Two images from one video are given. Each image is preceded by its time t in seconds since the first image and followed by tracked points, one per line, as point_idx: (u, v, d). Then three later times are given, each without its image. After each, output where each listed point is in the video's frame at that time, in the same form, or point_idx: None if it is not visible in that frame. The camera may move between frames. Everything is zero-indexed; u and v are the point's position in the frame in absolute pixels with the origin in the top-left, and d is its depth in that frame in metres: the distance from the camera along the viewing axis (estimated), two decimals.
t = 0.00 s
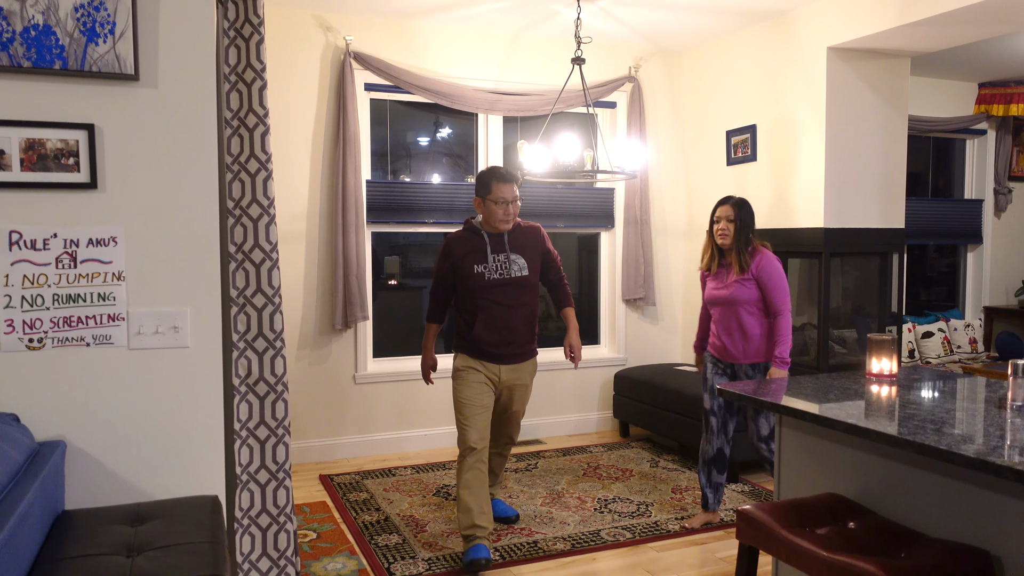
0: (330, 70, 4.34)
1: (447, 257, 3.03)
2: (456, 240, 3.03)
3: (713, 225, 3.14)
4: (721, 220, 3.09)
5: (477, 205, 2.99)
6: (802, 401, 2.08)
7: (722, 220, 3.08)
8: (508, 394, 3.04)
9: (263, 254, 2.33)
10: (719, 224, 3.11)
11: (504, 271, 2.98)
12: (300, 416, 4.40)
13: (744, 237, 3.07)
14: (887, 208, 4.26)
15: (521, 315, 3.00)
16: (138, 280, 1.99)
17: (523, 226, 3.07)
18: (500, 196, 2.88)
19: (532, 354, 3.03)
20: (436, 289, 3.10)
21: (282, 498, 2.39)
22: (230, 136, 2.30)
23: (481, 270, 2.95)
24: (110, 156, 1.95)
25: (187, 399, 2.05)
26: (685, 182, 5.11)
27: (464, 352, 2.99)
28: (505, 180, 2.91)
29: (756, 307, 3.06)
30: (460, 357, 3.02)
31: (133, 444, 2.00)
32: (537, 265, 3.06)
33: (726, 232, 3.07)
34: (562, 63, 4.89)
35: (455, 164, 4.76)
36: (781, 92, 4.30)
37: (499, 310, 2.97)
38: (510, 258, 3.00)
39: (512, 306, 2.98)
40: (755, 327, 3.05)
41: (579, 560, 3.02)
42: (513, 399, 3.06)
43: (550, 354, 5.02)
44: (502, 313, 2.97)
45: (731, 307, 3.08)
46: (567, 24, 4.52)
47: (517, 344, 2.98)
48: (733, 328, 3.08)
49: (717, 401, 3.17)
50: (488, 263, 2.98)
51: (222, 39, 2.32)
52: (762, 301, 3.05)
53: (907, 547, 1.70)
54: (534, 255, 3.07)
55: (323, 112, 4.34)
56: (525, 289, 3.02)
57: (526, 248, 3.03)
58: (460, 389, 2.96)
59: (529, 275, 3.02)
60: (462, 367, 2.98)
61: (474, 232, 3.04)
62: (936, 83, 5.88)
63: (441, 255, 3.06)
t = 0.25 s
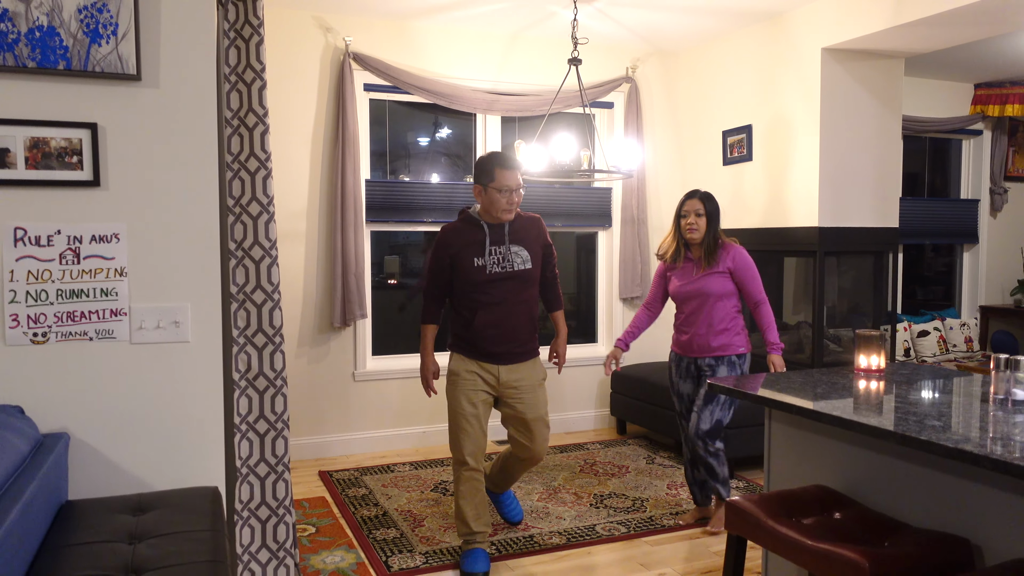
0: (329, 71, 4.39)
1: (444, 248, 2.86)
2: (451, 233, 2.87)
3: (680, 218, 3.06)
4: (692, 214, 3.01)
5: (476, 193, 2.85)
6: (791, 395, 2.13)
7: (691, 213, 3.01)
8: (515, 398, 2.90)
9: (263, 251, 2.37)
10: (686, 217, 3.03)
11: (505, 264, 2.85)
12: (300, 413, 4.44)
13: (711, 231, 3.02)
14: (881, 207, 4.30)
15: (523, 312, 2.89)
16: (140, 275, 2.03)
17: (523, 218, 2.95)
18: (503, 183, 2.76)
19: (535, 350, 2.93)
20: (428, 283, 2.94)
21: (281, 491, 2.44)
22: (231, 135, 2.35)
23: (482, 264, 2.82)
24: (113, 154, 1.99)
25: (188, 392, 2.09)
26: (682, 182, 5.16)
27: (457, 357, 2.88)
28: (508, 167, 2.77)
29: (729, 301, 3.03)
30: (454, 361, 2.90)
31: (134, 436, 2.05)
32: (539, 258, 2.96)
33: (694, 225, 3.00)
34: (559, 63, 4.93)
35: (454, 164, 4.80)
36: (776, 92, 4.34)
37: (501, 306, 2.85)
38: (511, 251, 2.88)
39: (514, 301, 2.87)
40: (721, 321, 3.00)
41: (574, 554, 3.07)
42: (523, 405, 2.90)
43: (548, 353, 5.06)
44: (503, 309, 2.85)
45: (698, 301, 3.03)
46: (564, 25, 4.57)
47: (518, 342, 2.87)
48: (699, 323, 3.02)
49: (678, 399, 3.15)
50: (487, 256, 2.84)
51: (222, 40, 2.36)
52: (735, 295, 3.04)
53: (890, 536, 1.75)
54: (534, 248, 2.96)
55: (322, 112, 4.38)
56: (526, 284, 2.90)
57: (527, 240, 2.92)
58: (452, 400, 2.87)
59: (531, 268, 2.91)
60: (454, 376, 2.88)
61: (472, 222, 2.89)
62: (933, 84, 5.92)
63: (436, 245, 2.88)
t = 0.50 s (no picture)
0: (329, 73, 4.45)
1: (461, 242, 2.63)
2: (469, 227, 2.65)
3: (650, 222, 2.97)
4: (664, 217, 2.92)
5: (502, 186, 2.64)
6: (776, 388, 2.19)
7: (662, 217, 2.92)
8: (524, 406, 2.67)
9: (264, 249, 2.44)
10: (657, 221, 2.94)
11: (527, 267, 2.68)
12: (301, 410, 4.51)
13: (682, 237, 2.94)
14: (874, 207, 4.35)
15: (538, 317, 2.71)
16: (143, 271, 2.10)
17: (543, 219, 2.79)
18: (535, 180, 2.59)
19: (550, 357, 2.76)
20: (435, 277, 2.68)
21: (282, 482, 2.50)
22: (233, 136, 2.41)
23: (504, 264, 2.63)
24: (118, 154, 2.06)
25: (190, 385, 2.15)
26: (679, 182, 5.21)
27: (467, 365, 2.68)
28: (542, 165, 2.60)
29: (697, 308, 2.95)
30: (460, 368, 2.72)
31: (139, 428, 2.11)
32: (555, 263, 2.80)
33: (665, 230, 2.91)
34: (557, 65, 4.99)
35: (453, 164, 4.87)
36: (771, 93, 4.40)
37: (520, 310, 2.66)
38: (531, 252, 2.71)
39: (532, 306, 2.69)
40: (686, 328, 2.91)
41: (568, 546, 3.13)
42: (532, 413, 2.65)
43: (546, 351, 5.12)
44: (522, 312, 2.66)
45: (665, 307, 2.94)
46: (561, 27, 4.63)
47: (535, 349, 2.68)
48: (664, 329, 2.94)
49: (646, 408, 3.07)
50: (509, 256, 2.66)
51: (224, 43, 2.43)
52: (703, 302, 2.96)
53: (869, 522, 1.81)
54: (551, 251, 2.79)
55: (323, 114, 4.45)
56: (542, 288, 2.74)
57: (546, 242, 2.76)
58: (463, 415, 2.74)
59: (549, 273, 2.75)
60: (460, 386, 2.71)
61: (492, 218, 2.69)
62: (928, 85, 5.98)
63: (450, 238, 2.65)
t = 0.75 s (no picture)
0: (329, 73, 4.52)
1: (495, 235, 2.43)
2: (506, 219, 2.46)
3: (627, 217, 2.98)
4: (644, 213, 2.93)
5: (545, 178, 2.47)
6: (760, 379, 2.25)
7: (644, 212, 2.93)
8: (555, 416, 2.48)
9: (263, 245, 2.51)
10: (636, 217, 2.95)
11: (561, 268, 2.48)
12: (301, 405, 4.58)
13: (657, 234, 2.96)
14: (865, 205, 4.42)
15: (569, 321, 2.51)
16: (146, 266, 2.17)
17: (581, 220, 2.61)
18: (581, 176, 2.44)
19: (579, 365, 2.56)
20: (463, 271, 2.48)
21: (281, 472, 2.57)
22: (233, 135, 2.49)
23: (537, 262, 2.43)
24: (122, 153, 2.13)
25: (192, 376, 2.22)
26: (675, 181, 5.28)
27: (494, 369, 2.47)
28: (589, 161, 2.45)
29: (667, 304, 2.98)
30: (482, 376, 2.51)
31: (142, 417, 2.18)
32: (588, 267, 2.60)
33: (642, 225, 2.93)
34: (553, 65, 5.06)
35: (451, 163, 4.94)
36: (764, 93, 4.46)
37: (551, 313, 2.46)
38: (566, 253, 2.51)
39: (563, 311, 2.49)
40: (655, 323, 2.93)
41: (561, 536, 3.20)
42: (566, 423, 2.48)
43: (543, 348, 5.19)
44: (552, 316, 2.46)
45: (636, 302, 2.96)
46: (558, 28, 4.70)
47: (564, 354, 2.48)
48: (634, 324, 2.95)
49: (606, 401, 2.98)
50: (545, 253, 2.46)
51: (225, 45, 2.51)
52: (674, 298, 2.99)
53: (846, 507, 1.87)
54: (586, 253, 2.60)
55: (323, 114, 4.52)
56: (573, 291, 2.54)
57: (582, 244, 2.57)
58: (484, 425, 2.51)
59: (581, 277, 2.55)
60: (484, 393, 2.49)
61: (528, 212, 2.51)
62: (922, 84, 6.03)
63: (483, 230, 2.45)
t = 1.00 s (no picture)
0: (324, 74, 4.59)
1: (500, 223, 2.23)
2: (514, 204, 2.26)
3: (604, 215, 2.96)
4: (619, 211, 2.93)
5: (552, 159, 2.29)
6: (737, 373, 2.32)
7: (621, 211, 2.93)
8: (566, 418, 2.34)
9: (255, 242, 2.58)
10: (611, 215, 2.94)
11: (573, 255, 2.26)
12: (297, 401, 4.65)
13: (632, 236, 2.99)
14: (853, 203, 4.47)
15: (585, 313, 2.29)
16: (141, 262, 2.23)
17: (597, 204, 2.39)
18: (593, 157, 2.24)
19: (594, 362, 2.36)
20: (469, 262, 2.28)
21: (273, 464, 2.65)
22: (226, 135, 2.55)
23: (547, 249, 2.22)
24: (117, 153, 2.20)
25: (185, 369, 2.29)
26: (667, 180, 5.34)
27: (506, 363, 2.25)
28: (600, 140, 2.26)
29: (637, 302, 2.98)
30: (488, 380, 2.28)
31: (137, 409, 2.25)
32: (605, 253, 2.37)
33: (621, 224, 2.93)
34: (543, 65, 5.12)
35: (445, 163, 5.00)
36: (753, 93, 4.52)
37: (563, 303, 2.24)
38: (580, 239, 2.29)
39: (577, 301, 2.26)
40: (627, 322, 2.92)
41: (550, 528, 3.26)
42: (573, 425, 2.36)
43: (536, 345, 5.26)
44: (565, 308, 2.24)
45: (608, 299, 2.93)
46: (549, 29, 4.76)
47: (577, 349, 2.28)
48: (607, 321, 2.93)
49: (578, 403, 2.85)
50: (555, 240, 2.25)
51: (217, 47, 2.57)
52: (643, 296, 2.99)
53: (816, 495, 1.93)
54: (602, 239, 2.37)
55: (318, 114, 4.58)
56: (590, 280, 2.31)
57: (598, 229, 2.35)
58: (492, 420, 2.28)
59: (597, 264, 2.32)
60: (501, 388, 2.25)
61: (537, 198, 2.31)
62: (913, 84, 6.09)
63: (489, 218, 2.25)
